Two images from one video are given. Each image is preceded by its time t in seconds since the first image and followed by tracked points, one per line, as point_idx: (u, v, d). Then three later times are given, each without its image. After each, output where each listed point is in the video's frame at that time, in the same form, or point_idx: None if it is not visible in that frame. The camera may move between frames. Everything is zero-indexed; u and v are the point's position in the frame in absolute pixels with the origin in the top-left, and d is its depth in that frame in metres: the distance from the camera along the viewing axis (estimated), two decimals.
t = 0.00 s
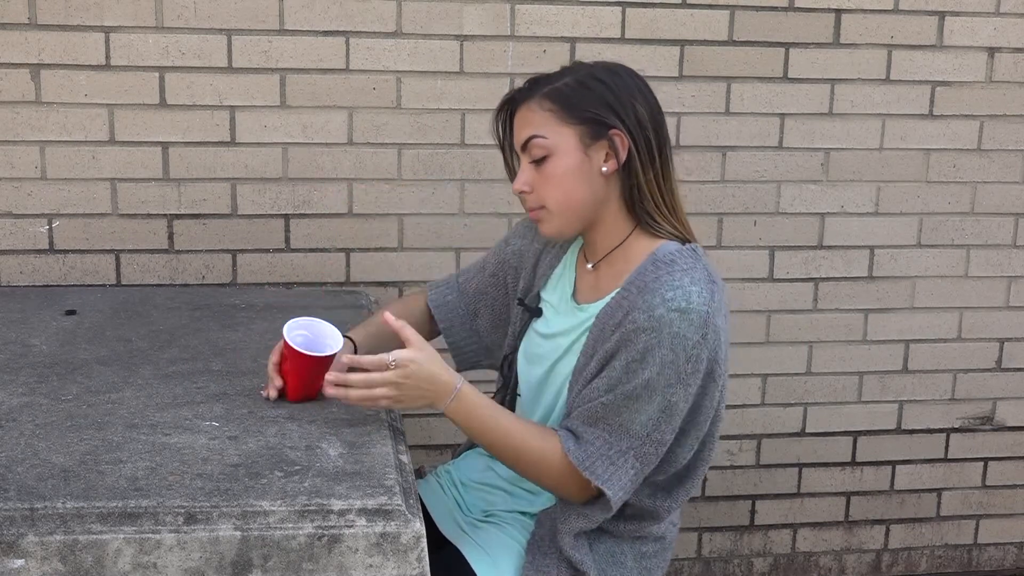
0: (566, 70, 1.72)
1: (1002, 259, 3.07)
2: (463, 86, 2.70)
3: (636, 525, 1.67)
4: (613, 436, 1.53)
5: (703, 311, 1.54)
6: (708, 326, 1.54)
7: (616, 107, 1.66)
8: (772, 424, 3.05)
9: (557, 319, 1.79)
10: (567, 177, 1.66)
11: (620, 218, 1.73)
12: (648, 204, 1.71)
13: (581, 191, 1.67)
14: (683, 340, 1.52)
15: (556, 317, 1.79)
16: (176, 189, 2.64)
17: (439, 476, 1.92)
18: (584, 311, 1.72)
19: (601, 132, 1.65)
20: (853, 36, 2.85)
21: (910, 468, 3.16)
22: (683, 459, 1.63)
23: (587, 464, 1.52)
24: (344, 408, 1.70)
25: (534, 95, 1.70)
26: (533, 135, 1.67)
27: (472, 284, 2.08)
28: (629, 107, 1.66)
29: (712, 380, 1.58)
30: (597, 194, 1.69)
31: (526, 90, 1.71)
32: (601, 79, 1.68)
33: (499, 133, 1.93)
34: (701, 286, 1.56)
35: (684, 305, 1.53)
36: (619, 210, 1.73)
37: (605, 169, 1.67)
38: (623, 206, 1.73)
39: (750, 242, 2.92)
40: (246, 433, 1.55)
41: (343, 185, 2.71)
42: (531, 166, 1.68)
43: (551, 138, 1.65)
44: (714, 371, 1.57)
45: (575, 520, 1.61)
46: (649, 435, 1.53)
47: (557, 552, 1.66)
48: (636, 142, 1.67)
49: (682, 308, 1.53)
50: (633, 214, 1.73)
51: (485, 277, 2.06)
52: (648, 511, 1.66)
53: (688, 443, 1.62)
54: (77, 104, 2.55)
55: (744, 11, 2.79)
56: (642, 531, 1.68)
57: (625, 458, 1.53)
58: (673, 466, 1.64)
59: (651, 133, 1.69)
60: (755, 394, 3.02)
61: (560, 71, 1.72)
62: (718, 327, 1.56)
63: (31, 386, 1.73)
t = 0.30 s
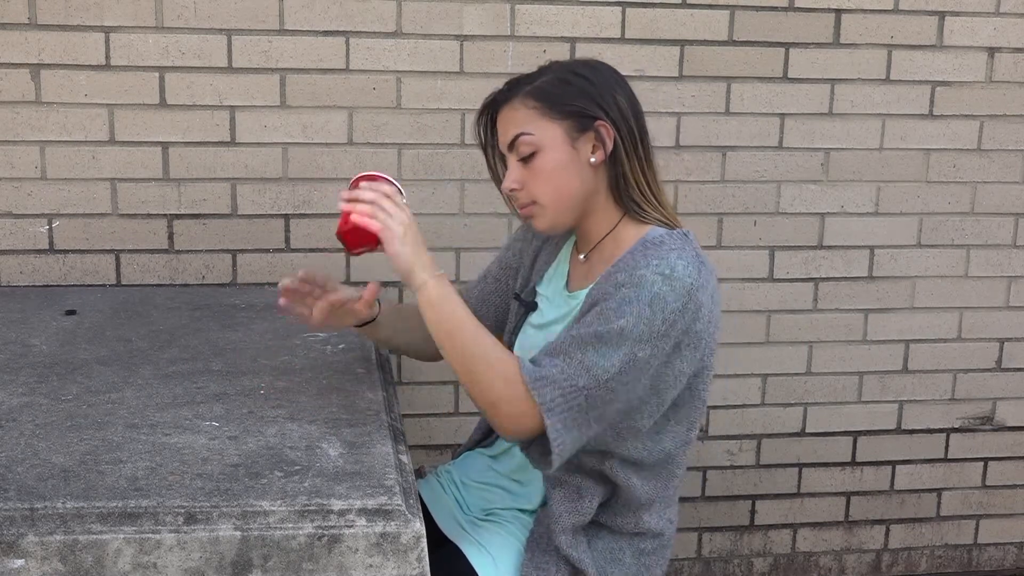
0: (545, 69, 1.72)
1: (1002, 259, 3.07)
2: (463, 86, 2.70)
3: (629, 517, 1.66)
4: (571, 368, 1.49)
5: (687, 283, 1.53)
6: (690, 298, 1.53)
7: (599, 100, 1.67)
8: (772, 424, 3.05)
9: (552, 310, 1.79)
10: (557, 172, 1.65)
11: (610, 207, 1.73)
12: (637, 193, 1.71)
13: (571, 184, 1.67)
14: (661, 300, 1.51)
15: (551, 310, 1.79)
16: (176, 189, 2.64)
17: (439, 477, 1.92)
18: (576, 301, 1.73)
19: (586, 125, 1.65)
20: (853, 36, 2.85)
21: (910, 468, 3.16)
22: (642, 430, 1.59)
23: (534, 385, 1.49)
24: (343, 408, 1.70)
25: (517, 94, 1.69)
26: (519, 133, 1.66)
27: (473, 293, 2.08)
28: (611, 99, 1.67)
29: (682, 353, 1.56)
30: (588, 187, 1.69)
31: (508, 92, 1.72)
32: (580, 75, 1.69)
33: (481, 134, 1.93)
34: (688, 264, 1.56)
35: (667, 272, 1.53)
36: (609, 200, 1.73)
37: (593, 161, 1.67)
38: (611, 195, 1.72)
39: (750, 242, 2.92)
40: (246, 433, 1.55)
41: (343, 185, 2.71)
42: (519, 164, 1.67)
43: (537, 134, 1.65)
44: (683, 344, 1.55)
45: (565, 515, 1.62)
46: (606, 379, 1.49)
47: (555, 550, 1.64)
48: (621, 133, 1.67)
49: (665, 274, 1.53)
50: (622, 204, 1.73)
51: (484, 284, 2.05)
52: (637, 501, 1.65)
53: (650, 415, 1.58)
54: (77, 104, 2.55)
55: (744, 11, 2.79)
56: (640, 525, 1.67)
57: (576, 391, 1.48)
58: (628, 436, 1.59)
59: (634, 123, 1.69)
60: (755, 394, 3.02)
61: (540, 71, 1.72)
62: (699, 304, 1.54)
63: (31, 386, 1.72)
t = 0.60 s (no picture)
0: (534, 67, 1.73)
1: (1002, 259, 3.07)
2: (463, 86, 2.70)
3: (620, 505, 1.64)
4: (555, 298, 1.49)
5: (672, 252, 1.57)
6: (674, 263, 1.56)
7: (587, 97, 1.67)
8: (772, 424, 3.05)
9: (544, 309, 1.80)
10: (546, 169, 1.66)
11: (598, 203, 1.72)
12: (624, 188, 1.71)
13: (559, 182, 1.67)
14: (645, 256, 1.54)
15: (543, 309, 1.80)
16: (176, 189, 2.64)
17: (438, 477, 1.92)
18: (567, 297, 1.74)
19: (576, 122, 1.66)
20: (853, 36, 2.85)
21: (910, 468, 3.16)
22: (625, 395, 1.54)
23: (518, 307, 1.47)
24: (343, 408, 1.70)
25: (507, 93, 1.70)
26: (510, 131, 1.66)
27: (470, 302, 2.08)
28: (599, 96, 1.68)
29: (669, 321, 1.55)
30: (578, 184, 1.69)
31: (498, 91, 1.72)
32: (569, 73, 1.69)
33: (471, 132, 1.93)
34: (673, 241, 1.60)
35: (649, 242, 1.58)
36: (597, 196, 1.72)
37: (582, 158, 1.67)
38: (600, 191, 1.72)
39: (750, 242, 2.92)
40: (246, 433, 1.55)
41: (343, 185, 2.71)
42: (509, 162, 1.68)
43: (527, 132, 1.65)
44: (668, 311, 1.54)
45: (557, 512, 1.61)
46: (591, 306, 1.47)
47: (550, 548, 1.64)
48: (609, 129, 1.68)
49: (649, 242, 1.58)
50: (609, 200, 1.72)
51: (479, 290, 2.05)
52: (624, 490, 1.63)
53: (635, 378, 1.54)
54: (77, 104, 2.55)
55: (744, 11, 2.79)
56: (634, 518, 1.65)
57: (561, 310, 1.46)
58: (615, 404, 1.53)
59: (622, 120, 1.70)
60: (755, 394, 3.02)
61: (529, 69, 1.72)
62: (684, 273, 1.56)
63: (31, 386, 1.73)
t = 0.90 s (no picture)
0: (541, 61, 1.74)
1: (1002, 259, 3.07)
2: (463, 86, 2.70)
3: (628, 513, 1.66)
4: (567, 360, 1.51)
5: (663, 267, 1.56)
6: (667, 281, 1.55)
7: (588, 98, 1.67)
8: (772, 424, 3.05)
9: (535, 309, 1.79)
10: (537, 163, 1.66)
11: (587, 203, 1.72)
12: (615, 191, 1.71)
13: (550, 178, 1.67)
14: (641, 285, 1.53)
15: (533, 309, 1.80)
16: (176, 189, 2.64)
17: (436, 476, 1.91)
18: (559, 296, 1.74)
19: (573, 120, 1.66)
20: (853, 36, 2.85)
21: (910, 468, 3.16)
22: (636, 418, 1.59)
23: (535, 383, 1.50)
24: (343, 408, 1.70)
25: (511, 83, 1.71)
26: (506, 121, 1.68)
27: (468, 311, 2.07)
28: (600, 99, 1.68)
29: (671, 338, 1.57)
30: (570, 181, 1.69)
31: (501, 80, 1.73)
32: (574, 71, 1.70)
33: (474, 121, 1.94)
34: (663, 249, 1.59)
35: (643, 259, 1.56)
36: (587, 197, 1.72)
37: (575, 157, 1.68)
38: (590, 192, 1.71)
39: (750, 242, 2.92)
40: (246, 433, 1.55)
41: (343, 185, 2.71)
42: (502, 151, 1.69)
43: (523, 124, 1.66)
44: (669, 329, 1.56)
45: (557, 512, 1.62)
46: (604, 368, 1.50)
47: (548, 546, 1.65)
48: (606, 133, 1.68)
49: (642, 261, 1.56)
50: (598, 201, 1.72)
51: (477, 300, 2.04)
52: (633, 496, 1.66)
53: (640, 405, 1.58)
54: (77, 104, 2.55)
55: (744, 11, 2.79)
56: (638, 520, 1.66)
57: (580, 382, 1.49)
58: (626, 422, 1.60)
59: (620, 124, 1.70)
60: (755, 394, 3.02)
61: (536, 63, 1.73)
62: (678, 285, 1.56)
63: (31, 386, 1.73)
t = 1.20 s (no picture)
0: (558, 59, 1.73)
1: (1002, 259, 3.07)
2: (463, 86, 2.70)
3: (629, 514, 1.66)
4: (561, 385, 1.54)
5: (663, 279, 1.55)
6: (667, 294, 1.54)
7: (603, 102, 1.67)
8: (772, 425, 3.05)
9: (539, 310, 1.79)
10: (547, 164, 1.66)
11: (595, 207, 1.73)
12: (624, 196, 1.71)
13: (559, 180, 1.67)
14: (639, 303, 1.53)
15: (536, 308, 1.80)
16: (176, 189, 2.64)
17: (438, 476, 1.91)
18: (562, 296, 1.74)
19: (586, 124, 1.66)
20: (853, 36, 2.85)
21: (910, 468, 3.16)
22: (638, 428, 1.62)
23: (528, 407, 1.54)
24: (343, 408, 1.70)
25: (526, 81, 1.70)
26: (519, 120, 1.68)
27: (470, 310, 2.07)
28: (615, 103, 1.68)
29: (669, 351, 1.58)
30: (579, 184, 1.70)
31: (516, 76, 1.73)
32: (590, 73, 1.69)
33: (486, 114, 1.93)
34: (663, 258, 1.57)
35: (642, 272, 1.54)
36: (595, 200, 1.72)
37: (586, 161, 1.68)
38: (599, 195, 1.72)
39: (750, 242, 2.92)
40: (246, 433, 1.55)
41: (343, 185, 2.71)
42: (514, 150, 1.69)
43: (536, 125, 1.66)
44: (670, 340, 1.57)
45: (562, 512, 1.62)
46: (595, 391, 1.53)
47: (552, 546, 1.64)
48: (619, 138, 1.68)
49: (640, 274, 1.54)
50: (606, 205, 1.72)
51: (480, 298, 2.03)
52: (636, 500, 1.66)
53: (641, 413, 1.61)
54: (77, 104, 2.55)
55: (744, 11, 2.79)
56: (639, 522, 1.67)
57: (570, 408, 1.53)
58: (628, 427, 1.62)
59: (633, 129, 1.70)
60: (755, 394, 3.02)
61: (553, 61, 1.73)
62: (679, 296, 1.56)
63: (31, 386, 1.72)
